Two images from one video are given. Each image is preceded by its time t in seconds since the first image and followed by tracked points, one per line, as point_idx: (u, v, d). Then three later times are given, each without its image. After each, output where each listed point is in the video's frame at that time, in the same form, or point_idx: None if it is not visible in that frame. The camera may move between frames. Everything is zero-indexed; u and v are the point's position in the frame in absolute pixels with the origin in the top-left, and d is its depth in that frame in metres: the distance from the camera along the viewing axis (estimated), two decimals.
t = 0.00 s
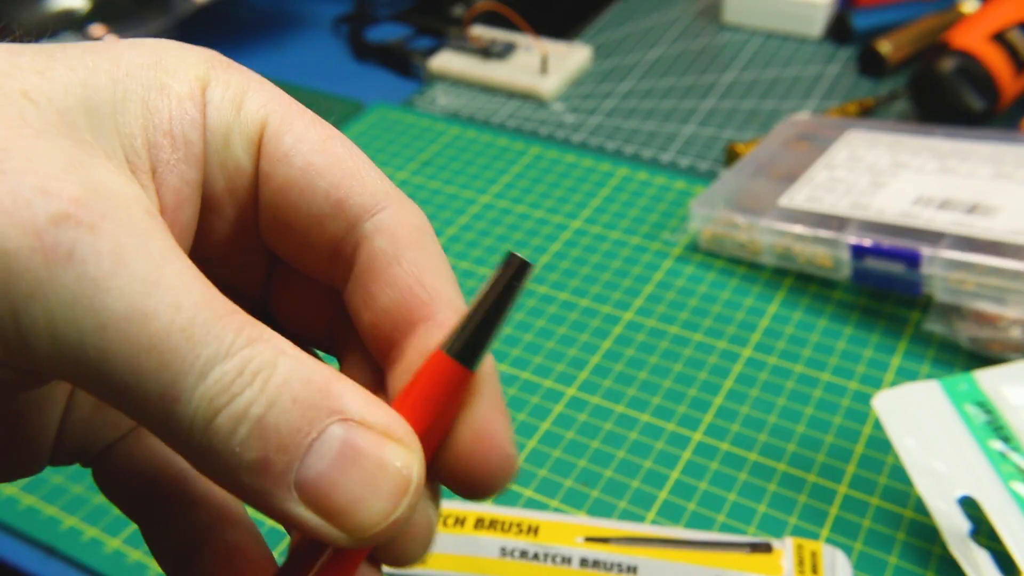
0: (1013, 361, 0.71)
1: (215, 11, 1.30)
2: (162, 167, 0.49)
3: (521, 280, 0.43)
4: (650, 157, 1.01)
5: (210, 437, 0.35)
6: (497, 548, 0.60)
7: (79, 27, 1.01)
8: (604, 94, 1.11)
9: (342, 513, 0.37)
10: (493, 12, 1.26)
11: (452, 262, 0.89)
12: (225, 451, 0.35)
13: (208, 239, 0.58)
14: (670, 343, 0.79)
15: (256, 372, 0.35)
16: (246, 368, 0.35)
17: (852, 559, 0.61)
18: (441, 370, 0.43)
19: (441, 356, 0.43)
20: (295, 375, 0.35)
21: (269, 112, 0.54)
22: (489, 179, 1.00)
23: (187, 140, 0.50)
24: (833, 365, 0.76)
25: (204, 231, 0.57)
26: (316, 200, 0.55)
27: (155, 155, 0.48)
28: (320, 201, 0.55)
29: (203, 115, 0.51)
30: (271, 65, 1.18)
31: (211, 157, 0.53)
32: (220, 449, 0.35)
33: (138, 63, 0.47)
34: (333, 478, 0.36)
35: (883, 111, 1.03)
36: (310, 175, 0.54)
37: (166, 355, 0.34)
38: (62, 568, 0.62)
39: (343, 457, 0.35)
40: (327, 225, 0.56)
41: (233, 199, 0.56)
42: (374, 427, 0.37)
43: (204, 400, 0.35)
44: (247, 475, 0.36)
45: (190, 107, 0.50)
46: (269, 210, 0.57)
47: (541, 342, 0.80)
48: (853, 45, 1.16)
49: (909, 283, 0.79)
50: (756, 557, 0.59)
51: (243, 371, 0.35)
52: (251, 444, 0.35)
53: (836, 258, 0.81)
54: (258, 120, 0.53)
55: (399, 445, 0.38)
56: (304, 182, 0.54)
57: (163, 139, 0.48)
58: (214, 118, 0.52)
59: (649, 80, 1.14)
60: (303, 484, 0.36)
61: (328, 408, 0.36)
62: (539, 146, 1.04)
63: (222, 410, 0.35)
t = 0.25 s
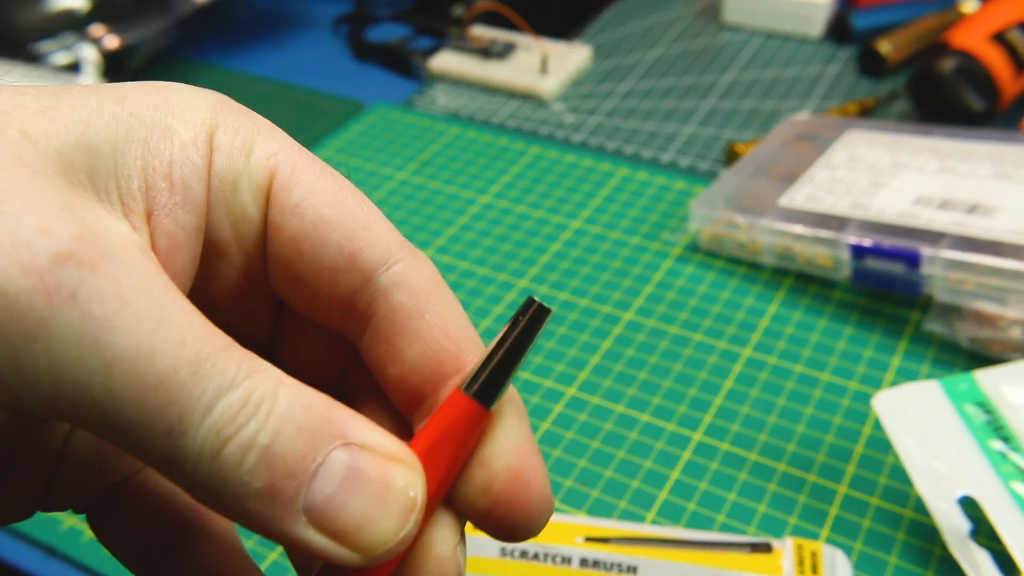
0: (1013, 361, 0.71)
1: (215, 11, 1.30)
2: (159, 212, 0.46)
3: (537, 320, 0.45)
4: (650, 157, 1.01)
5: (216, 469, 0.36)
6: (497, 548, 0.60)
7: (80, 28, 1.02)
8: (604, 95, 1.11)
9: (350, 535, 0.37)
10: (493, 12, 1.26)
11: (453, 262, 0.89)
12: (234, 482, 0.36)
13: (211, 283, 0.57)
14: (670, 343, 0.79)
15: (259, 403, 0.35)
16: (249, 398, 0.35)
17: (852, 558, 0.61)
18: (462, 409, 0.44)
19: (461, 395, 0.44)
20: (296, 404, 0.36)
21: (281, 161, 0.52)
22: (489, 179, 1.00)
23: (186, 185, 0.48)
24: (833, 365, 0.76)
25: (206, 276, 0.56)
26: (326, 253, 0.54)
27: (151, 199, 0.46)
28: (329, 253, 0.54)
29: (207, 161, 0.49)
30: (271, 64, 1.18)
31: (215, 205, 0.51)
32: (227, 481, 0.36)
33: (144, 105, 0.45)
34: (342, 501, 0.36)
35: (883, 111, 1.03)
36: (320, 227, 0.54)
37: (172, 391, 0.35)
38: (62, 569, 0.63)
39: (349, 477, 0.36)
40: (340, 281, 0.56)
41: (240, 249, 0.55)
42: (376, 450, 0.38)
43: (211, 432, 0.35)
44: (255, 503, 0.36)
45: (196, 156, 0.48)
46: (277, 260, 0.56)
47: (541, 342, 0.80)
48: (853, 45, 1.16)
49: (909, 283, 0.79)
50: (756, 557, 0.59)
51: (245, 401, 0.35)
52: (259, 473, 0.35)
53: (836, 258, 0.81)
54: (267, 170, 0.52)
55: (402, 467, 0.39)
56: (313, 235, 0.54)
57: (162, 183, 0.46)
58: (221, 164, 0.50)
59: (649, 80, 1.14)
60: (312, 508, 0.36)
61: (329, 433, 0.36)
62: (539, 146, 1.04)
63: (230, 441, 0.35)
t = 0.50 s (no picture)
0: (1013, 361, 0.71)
1: (215, 12, 1.30)
2: (179, 282, 0.44)
3: (569, 411, 0.43)
4: (650, 157, 1.01)
5: (229, 569, 0.35)
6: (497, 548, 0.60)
7: (80, 28, 1.02)
8: (604, 94, 1.11)
9: None
10: (493, 12, 1.26)
11: (453, 262, 0.89)
12: None
13: (228, 355, 0.53)
14: (670, 343, 0.79)
15: (276, 500, 0.35)
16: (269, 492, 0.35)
17: (852, 558, 0.61)
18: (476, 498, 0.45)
19: (478, 488, 0.45)
20: (314, 501, 0.36)
21: (304, 229, 0.50)
22: (489, 179, 1.00)
23: (208, 259, 0.46)
24: (833, 365, 0.76)
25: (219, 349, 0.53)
26: (346, 328, 0.51)
27: (172, 271, 0.44)
28: (349, 328, 0.50)
29: (226, 231, 0.47)
30: (271, 65, 1.18)
31: (233, 276, 0.49)
32: None
33: (168, 172, 0.44)
34: None
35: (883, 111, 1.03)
36: (341, 297, 0.50)
37: (187, 481, 0.34)
38: None
39: None
40: (360, 354, 0.51)
41: (258, 320, 0.51)
42: (396, 549, 0.37)
43: (225, 532, 0.35)
44: None
45: (217, 227, 0.46)
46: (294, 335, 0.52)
47: (541, 342, 0.80)
48: (853, 45, 1.16)
49: (909, 283, 0.79)
50: (756, 557, 0.59)
51: (264, 499, 0.35)
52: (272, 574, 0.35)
53: (836, 258, 0.81)
54: (286, 241, 0.49)
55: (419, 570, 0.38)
56: (333, 307, 0.50)
57: (183, 255, 0.44)
58: (242, 235, 0.48)
59: (649, 79, 1.14)
60: None
61: (348, 534, 0.36)
62: (539, 146, 1.04)
63: (244, 541, 0.35)
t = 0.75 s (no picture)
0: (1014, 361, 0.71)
1: (215, 11, 1.30)
2: (167, 283, 0.46)
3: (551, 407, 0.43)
4: (650, 157, 1.01)
5: None
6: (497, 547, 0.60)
7: (80, 29, 1.02)
8: (604, 95, 1.11)
9: None
10: (493, 12, 1.26)
11: (452, 262, 0.89)
12: None
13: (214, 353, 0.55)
14: (670, 343, 0.79)
15: (265, 505, 0.35)
16: (258, 495, 0.35)
17: (852, 558, 0.61)
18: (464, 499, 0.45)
19: (465, 486, 0.45)
20: (304, 506, 0.36)
21: (291, 227, 0.52)
22: (489, 179, 1.00)
23: (197, 259, 0.48)
24: (833, 365, 0.76)
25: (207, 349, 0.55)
26: (334, 321, 0.52)
27: (161, 271, 0.46)
28: (336, 320, 0.52)
29: (214, 229, 0.49)
30: (271, 65, 1.18)
31: (222, 274, 0.51)
32: None
33: (156, 173, 0.46)
34: None
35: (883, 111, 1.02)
36: (328, 289, 0.52)
37: (176, 484, 0.34)
38: None
39: None
40: (347, 347, 0.53)
41: (246, 317, 0.54)
42: (388, 559, 0.37)
43: (211, 536, 0.35)
44: None
45: (205, 225, 0.48)
46: (284, 330, 0.54)
47: (541, 342, 0.80)
48: (853, 45, 1.16)
49: (909, 283, 0.79)
50: (756, 557, 0.59)
51: (253, 502, 0.35)
52: None
53: (836, 258, 0.81)
54: (273, 239, 0.51)
55: None
56: (321, 300, 0.52)
57: (173, 255, 0.46)
58: (229, 234, 0.50)
59: (649, 79, 1.14)
60: None
61: (338, 540, 0.36)
62: (539, 146, 1.04)
63: (230, 546, 0.35)
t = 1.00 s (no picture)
0: (1013, 361, 0.71)
1: (216, 11, 1.30)
2: (155, 244, 0.48)
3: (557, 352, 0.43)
4: (650, 157, 1.01)
5: (216, 537, 0.35)
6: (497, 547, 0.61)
7: (80, 28, 1.02)
8: (604, 94, 1.11)
9: None
10: (493, 12, 1.26)
11: (452, 262, 0.90)
12: (231, 551, 0.36)
13: (212, 312, 0.58)
14: (670, 343, 0.79)
15: (261, 464, 0.35)
16: (255, 451, 0.35)
17: (852, 558, 0.61)
18: (471, 450, 0.45)
19: (471, 438, 0.45)
20: (301, 466, 0.36)
21: (278, 181, 0.54)
22: (489, 179, 1.00)
23: (182, 217, 0.50)
24: (833, 365, 0.76)
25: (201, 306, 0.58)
26: (331, 274, 0.55)
27: (149, 232, 0.47)
28: (332, 272, 0.54)
29: (200, 186, 0.51)
30: (271, 65, 1.18)
31: (209, 228, 0.53)
32: (228, 549, 0.36)
33: (138, 131, 0.47)
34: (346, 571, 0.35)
35: (882, 111, 1.03)
36: (323, 242, 0.54)
37: (163, 444, 0.35)
38: (64, 569, 0.62)
39: (355, 550, 0.35)
40: (345, 301, 0.56)
41: (237, 275, 0.56)
42: (389, 517, 0.37)
43: (207, 496, 0.35)
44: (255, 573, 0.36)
45: (193, 183, 0.50)
46: (280, 282, 0.56)
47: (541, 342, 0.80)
48: (853, 45, 1.16)
49: (909, 283, 0.79)
50: (756, 557, 0.59)
51: (249, 459, 0.35)
52: (258, 542, 0.35)
53: (836, 258, 0.81)
54: (262, 192, 0.53)
55: (415, 536, 0.38)
56: (318, 252, 0.54)
57: (159, 214, 0.48)
58: (216, 192, 0.52)
59: (649, 80, 1.14)
60: None
61: (337, 499, 0.36)
62: (539, 147, 1.04)
63: (227, 507, 0.35)
